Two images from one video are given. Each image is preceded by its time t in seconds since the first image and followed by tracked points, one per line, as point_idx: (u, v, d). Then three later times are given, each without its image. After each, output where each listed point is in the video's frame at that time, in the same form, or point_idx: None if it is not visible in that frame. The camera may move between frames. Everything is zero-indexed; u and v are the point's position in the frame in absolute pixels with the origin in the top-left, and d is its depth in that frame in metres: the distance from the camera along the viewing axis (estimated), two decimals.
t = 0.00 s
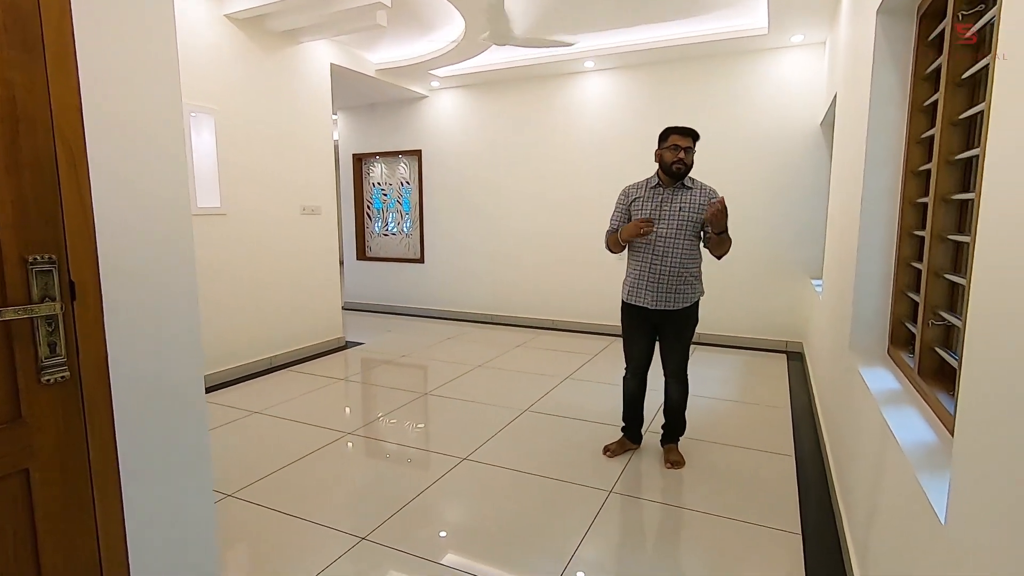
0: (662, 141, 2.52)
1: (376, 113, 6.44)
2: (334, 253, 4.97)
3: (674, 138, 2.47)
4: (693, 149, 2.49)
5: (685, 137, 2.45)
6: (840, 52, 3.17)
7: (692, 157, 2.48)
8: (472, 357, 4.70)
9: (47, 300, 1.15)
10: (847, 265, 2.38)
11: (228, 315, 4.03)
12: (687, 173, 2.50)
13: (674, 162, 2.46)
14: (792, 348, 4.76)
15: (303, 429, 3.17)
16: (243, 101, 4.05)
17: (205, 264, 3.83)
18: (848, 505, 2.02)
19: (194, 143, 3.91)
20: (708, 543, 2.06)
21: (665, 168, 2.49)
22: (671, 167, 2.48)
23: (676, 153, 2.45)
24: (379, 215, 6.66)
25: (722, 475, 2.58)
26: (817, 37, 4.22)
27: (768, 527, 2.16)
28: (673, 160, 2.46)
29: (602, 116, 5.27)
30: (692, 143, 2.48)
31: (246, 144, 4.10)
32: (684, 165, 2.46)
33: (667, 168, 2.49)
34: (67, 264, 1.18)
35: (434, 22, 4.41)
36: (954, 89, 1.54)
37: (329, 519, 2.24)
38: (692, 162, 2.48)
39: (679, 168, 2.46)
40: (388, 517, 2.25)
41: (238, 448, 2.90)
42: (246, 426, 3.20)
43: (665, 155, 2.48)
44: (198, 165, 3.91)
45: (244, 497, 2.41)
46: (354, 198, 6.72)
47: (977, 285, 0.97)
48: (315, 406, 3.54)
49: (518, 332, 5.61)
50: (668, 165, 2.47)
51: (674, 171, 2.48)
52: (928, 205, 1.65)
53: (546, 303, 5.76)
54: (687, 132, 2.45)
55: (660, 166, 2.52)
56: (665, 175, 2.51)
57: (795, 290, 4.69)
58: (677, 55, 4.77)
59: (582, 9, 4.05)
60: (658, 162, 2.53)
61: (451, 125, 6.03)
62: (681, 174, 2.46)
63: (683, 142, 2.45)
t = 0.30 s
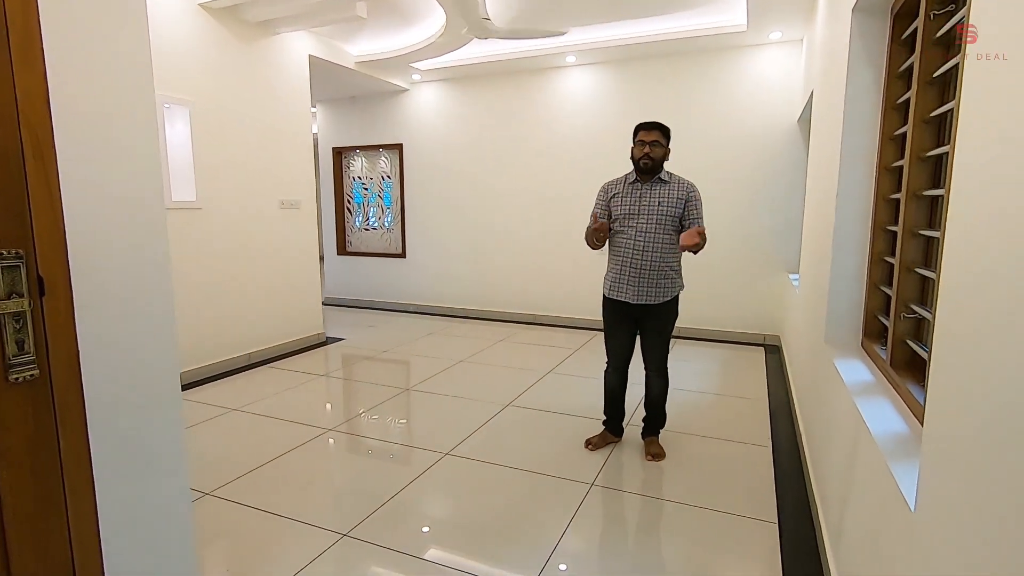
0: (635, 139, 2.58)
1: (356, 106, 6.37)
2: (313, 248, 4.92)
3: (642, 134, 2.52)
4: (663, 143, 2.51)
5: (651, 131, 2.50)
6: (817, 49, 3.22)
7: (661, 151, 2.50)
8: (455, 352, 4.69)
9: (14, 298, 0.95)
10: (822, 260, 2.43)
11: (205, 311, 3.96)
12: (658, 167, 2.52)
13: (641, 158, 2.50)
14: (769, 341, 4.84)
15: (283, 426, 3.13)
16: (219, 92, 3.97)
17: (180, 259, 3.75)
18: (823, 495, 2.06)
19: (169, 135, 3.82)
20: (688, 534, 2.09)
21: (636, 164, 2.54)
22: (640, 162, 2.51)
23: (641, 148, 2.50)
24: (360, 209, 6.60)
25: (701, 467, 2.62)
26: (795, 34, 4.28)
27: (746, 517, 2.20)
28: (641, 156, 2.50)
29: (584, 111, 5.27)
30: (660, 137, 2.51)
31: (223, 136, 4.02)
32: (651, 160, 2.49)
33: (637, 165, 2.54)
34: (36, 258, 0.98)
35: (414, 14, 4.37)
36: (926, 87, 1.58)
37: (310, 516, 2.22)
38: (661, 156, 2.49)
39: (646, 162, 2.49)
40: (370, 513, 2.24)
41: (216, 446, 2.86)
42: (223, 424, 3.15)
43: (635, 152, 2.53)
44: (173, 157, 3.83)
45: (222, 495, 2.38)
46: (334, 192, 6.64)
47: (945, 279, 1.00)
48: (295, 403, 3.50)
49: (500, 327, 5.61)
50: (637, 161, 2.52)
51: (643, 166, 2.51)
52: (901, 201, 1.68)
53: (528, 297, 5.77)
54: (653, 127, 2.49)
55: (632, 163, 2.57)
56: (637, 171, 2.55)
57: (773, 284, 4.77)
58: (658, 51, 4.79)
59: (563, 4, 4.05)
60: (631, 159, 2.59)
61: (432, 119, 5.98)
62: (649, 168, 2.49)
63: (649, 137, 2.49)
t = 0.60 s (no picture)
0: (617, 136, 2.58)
1: (337, 102, 6.30)
2: (295, 245, 4.86)
3: (625, 131, 2.53)
4: (646, 141, 2.52)
5: (635, 129, 2.50)
6: (796, 49, 3.26)
7: (643, 149, 2.51)
8: (438, 349, 4.67)
9: None
10: (801, 257, 2.46)
11: (183, 309, 3.89)
12: (639, 165, 2.53)
13: (623, 154, 2.50)
14: (750, 336, 4.91)
15: (264, 425, 3.10)
16: (197, 86, 3.90)
17: (156, 256, 3.68)
18: (801, 488, 2.10)
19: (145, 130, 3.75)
20: (669, 528, 2.12)
21: (618, 160, 2.54)
22: (621, 158, 2.52)
23: (624, 145, 2.50)
24: (342, 206, 6.54)
25: (682, 461, 2.65)
26: (774, 34, 4.34)
27: (727, 511, 2.23)
28: (623, 151, 2.51)
29: (567, 108, 5.28)
30: (643, 135, 2.52)
31: (200, 131, 3.94)
32: (633, 156, 2.50)
33: (618, 161, 2.54)
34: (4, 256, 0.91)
35: (396, 9, 4.33)
36: (900, 87, 1.61)
37: (292, 516, 2.20)
38: (643, 154, 2.50)
39: (628, 159, 2.49)
40: (353, 512, 2.23)
41: (194, 446, 2.82)
42: (202, 424, 3.10)
43: (617, 147, 2.53)
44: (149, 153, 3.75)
45: (202, 496, 2.35)
46: (315, 188, 6.56)
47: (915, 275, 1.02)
48: (276, 401, 3.46)
49: (484, 324, 5.61)
50: (619, 157, 2.52)
51: (624, 162, 2.52)
52: (876, 200, 1.71)
53: (511, 295, 5.77)
54: (637, 125, 2.50)
55: (613, 158, 2.57)
56: (618, 167, 2.55)
57: (753, 280, 4.84)
58: (640, 49, 4.82)
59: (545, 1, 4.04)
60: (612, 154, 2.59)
61: (415, 115, 5.94)
62: (630, 164, 2.49)
63: (633, 134, 2.50)
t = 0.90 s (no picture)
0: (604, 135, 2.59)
1: (322, 99, 6.24)
2: (280, 244, 4.82)
3: (616, 129, 2.53)
4: (635, 142, 2.54)
5: (626, 129, 2.53)
6: (780, 50, 3.30)
7: (633, 149, 2.53)
8: (425, 349, 4.66)
9: None
10: (784, 256, 2.49)
11: (164, 309, 3.83)
12: (627, 164, 2.55)
13: (614, 153, 2.51)
14: (735, 335, 4.96)
15: (248, 426, 3.07)
16: (178, 83, 3.84)
17: (137, 256, 3.62)
18: (785, 485, 2.12)
19: (126, 128, 3.69)
20: (655, 526, 2.13)
21: (607, 158, 2.54)
22: (612, 156, 2.52)
23: (616, 144, 2.50)
24: (328, 204, 6.49)
25: (669, 460, 2.67)
26: (759, 36, 4.38)
27: (712, 508, 2.25)
28: (613, 150, 2.51)
29: (554, 107, 5.29)
30: (633, 136, 2.54)
31: (182, 129, 3.89)
32: (624, 155, 2.51)
33: (608, 159, 2.54)
34: None
35: (382, 7, 4.30)
36: (881, 90, 1.63)
37: (277, 517, 2.18)
38: (632, 154, 2.53)
39: (619, 157, 2.50)
40: (340, 513, 2.21)
41: (177, 449, 2.78)
42: (185, 425, 3.06)
43: (607, 146, 2.53)
44: (130, 150, 3.70)
45: (185, 499, 2.32)
46: (300, 186, 6.51)
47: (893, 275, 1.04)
48: (261, 402, 3.43)
49: (471, 323, 5.60)
50: (609, 155, 2.52)
51: (615, 161, 2.52)
52: (857, 200, 1.74)
53: (499, 294, 5.76)
54: (628, 125, 2.53)
55: (602, 156, 2.56)
56: (607, 165, 2.55)
57: (738, 279, 4.88)
58: (627, 49, 4.84)
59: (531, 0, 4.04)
60: (600, 153, 2.58)
61: (401, 113, 5.91)
62: (621, 163, 2.50)
63: (624, 133, 2.51)
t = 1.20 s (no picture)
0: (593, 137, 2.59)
1: (311, 98, 6.20)
2: (268, 244, 4.78)
3: (604, 132, 2.53)
4: (622, 143, 2.55)
5: (613, 130, 2.52)
6: (768, 53, 3.32)
7: (620, 150, 2.54)
8: (415, 349, 4.64)
9: None
10: (772, 257, 2.52)
11: (149, 309, 3.78)
12: (616, 166, 2.56)
13: (602, 155, 2.52)
14: (723, 335, 5.00)
15: (234, 427, 3.04)
16: (165, 80, 3.80)
17: (121, 255, 3.57)
18: (772, 485, 2.14)
19: (111, 126, 3.65)
20: (643, 525, 2.14)
21: (596, 161, 2.55)
22: (600, 158, 2.53)
23: (604, 145, 2.51)
24: (317, 204, 6.45)
25: (657, 459, 2.69)
26: (747, 39, 4.42)
27: (700, 507, 2.27)
28: (602, 153, 2.52)
29: (544, 108, 5.29)
30: (620, 137, 2.54)
31: (168, 126, 3.84)
32: (612, 157, 2.52)
33: (597, 161, 2.55)
34: None
35: (372, 6, 4.28)
36: (865, 94, 1.65)
37: (264, 519, 2.16)
38: (620, 155, 2.54)
39: (607, 160, 2.51)
40: (329, 514, 2.20)
41: (162, 450, 2.74)
42: (169, 427, 3.03)
43: (595, 148, 2.54)
44: (115, 148, 3.65)
45: (170, 501, 2.29)
46: (288, 185, 6.46)
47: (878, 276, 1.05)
48: (248, 403, 3.40)
49: (461, 324, 5.59)
50: (598, 158, 2.53)
51: (603, 163, 2.53)
52: (843, 202, 1.76)
53: (489, 294, 5.76)
54: (615, 126, 2.53)
55: (590, 159, 2.57)
56: (595, 167, 2.56)
57: (726, 280, 4.92)
58: (617, 51, 4.86)
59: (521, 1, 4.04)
60: (589, 155, 2.59)
61: (391, 113, 5.89)
62: (608, 165, 2.51)
63: (611, 135, 2.51)
